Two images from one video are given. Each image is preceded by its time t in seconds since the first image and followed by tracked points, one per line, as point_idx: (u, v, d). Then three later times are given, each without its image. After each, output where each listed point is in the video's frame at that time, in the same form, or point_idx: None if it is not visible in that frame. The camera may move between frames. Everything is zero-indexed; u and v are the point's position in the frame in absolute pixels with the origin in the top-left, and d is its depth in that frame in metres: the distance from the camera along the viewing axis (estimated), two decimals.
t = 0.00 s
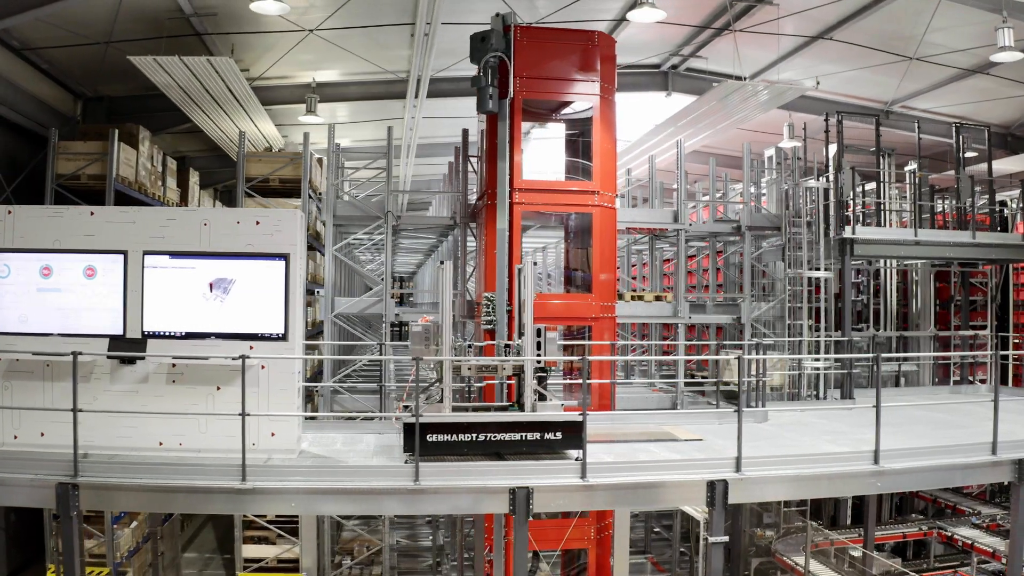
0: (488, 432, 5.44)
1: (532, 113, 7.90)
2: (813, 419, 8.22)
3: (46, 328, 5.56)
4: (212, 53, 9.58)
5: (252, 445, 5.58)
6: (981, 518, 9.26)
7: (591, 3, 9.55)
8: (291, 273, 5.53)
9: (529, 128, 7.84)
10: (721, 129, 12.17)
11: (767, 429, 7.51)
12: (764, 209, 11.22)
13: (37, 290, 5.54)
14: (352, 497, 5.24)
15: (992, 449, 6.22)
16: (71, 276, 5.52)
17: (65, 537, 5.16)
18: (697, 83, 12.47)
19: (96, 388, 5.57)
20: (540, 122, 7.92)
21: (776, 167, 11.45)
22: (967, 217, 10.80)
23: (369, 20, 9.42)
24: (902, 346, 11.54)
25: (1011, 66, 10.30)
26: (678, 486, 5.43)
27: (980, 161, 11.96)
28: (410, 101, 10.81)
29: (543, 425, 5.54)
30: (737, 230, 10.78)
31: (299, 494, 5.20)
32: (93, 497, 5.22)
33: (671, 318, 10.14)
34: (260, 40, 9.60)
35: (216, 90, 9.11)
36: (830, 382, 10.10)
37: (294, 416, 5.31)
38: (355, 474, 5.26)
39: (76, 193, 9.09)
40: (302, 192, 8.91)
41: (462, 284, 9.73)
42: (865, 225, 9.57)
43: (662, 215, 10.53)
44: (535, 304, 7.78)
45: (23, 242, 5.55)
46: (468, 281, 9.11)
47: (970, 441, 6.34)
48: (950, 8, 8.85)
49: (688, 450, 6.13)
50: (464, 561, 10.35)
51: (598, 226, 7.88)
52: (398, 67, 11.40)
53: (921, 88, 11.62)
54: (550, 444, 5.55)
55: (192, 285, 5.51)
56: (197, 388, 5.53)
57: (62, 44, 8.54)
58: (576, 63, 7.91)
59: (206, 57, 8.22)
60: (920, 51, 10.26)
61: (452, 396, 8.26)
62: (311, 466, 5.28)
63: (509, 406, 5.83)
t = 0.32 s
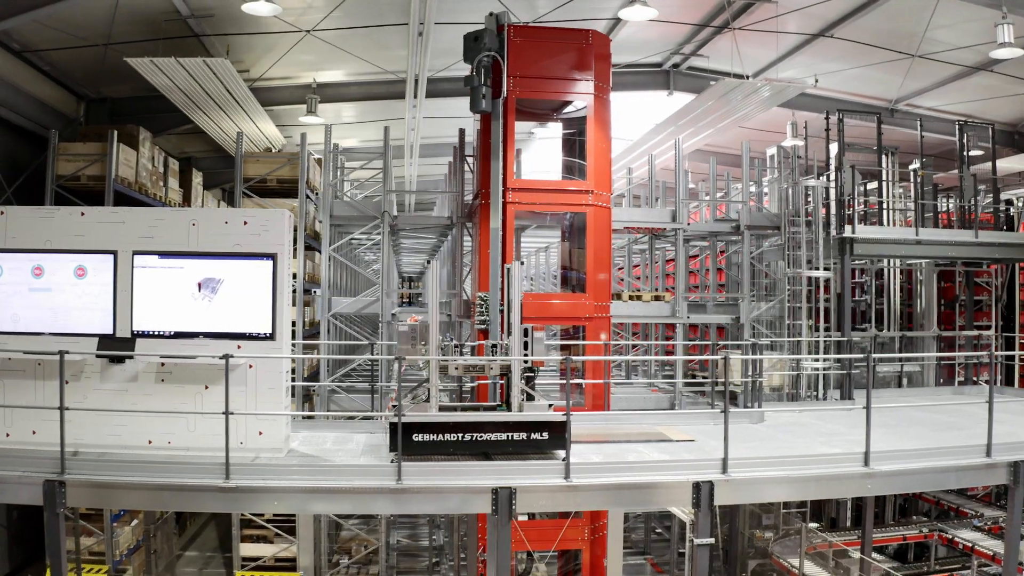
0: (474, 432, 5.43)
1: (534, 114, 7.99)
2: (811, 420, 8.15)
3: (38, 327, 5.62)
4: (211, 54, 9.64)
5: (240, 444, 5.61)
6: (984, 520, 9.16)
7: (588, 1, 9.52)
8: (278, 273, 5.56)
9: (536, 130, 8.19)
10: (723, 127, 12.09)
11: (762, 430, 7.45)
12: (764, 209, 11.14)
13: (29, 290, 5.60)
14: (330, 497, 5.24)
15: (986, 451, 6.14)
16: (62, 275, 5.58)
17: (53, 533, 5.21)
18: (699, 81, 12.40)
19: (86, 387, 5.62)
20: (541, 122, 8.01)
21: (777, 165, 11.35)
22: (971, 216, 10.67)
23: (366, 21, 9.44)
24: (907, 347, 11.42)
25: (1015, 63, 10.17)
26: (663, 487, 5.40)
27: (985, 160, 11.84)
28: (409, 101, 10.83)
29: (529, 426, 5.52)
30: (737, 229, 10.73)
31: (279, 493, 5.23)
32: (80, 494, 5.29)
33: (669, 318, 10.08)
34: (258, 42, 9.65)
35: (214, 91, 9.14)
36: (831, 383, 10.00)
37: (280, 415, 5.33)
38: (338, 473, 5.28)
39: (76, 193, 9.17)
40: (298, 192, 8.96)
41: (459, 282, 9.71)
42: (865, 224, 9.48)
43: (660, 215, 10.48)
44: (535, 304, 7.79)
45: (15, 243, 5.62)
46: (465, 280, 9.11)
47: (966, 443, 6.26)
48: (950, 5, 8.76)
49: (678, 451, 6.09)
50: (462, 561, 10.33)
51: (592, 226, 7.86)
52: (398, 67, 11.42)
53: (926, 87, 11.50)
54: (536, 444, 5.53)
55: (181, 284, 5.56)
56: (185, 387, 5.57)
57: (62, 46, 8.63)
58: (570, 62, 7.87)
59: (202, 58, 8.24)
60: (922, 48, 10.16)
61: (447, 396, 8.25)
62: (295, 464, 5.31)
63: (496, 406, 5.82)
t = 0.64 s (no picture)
0: (459, 431, 5.41)
1: (534, 114, 7.98)
2: (807, 421, 8.09)
3: (30, 327, 5.68)
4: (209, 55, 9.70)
5: (228, 443, 5.64)
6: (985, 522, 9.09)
7: None
8: (265, 273, 5.58)
9: (537, 130, 8.16)
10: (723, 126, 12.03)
11: (755, 431, 7.41)
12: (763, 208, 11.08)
13: (20, 289, 5.67)
14: (314, 496, 5.26)
15: (979, 453, 6.07)
16: (53, 275, 5.64)
17: (41, 530, 5.27)
18: (700, 80, 12.33)
19: (77, 386, 5.67)
20: (541, 122, 8.01)
21: (777, 163, 11.28)
22: (974, 215, 10.56)
23: (362, 21, 9.46)
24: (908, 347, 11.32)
25: (1018, 60, 10.06)
26: (647, 489, 5.38)
27: (988, 159, 11.73)
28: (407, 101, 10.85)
29: (515, 425, 5.48)
30: (735, 228, 10.61)
31: (262, 492, 5.25)
32: (67, 491, 5.34)
33: (666, 318, 10.03)
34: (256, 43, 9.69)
35: (211, 91, 9.18)
36: (830, 383, 9.93)
37: (266, 414, 5.35)
38: (321, 473, 5.29)
39: (75, 193, 9.27)
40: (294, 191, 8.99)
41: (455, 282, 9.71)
42: (863, 224, 9.40)
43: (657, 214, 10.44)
44: (533, 304, 7.78)
45: (7, 243, 5.69)
46: (460, 279, 9.13)
47: (959, 445, 6.20)
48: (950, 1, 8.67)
49: (666, 452, 6.07)
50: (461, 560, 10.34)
51: (586, 225, 7.84)
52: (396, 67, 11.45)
53: (928, 84, 11.39)
54: (522, 444, 5.51)
55: (169, 284, 5.60)
56: (173, 386, 5.61)
57: (61, 47, 8.70)
58: (564, 61, 7.86)
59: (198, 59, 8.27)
60: (923, 45, 10.06)
61: (441, 396, 8.27)
62: (279, 463, 5.34)
63: (482, 406, 5.82)
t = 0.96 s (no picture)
0: (445, 431, 5.37)
1: (534, 114, 8.03)
2: (801, 421, 8.05)
3: (22, 326, 5.74)
4: (206, 56, 9.75)
5: (216, 441, 5.68)
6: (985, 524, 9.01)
7: None
8: (252, 271, 5.61)
9: (537, 130, 8.39)
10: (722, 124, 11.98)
11: (747, 432, 7.38)
12: (762, 207, 11.03)
13: (12, 288, 5.73)
14: (295, 494, 5.27)
15: (970, 455, 6.02)
16: (44, 275, 5.70)
17: (29, 527, 5.32)
18: (700, 78, 12.26)
19: (67, 384, 5.73)
20: (541, 121, 8.07)
21: (774, 162, 11.25)
22: (975, 214, 10.47)
23: (358, 22, 9.46)
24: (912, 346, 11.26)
25: (1020, 57, 9.95)
26: (631, 489, 5.36)
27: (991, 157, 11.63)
28: (404, 100, 10.86)
29: (500, 425, 5.45)
30: (733, 228, 10.70)
31: (241, 488, 5.28)
32: (54, 488, 5.39)
33: (663, 318, 9.99)
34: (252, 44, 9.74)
35: (208, 92, 9.24)
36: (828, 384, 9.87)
37: (252, 412, 5.38)
38: (305, 471, 5.32)
39: (75, 194, 9.35)
40: (290, 191, 9.03)
41: (451, 281, 9.70)
42: (861, 223, 9.34)
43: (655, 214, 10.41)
44: (522, 303, 7.76)
45: None
46: (455, 278, 9.13)
47: (951, 446, 6.15)
48: None
49: (653, 452, 6.05)
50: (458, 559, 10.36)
51: (579, 226, 7.82)
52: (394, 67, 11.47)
53: (930, 82, 11.29)
54: (507, 444, 5.49)
55: (158, 284, 5.64)
56: (162, 385, 5.65)
57: (59, 49, 8.78)
58: (557, 60, 7.84)
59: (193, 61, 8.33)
60: (923, 43, 9.97)
61: (436, 395, 8.27)
62: (264, 462, 5.37)
63: (468, 406, 5.81)
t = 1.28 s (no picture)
0: (429, 430, 5.36)
1: (529, 113, 8.12)
2: (795, 421, 8.01)
3: (12, 324, 5.80)
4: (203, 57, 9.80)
5: (203, 440, 5.70)
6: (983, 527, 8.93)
7: None
8: (239, 271, 5.64)
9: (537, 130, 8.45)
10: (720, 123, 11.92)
11: (739, 432, 7.35)
12: (759, 205, 10.99)
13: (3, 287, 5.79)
14: (278, 492, 5.30)
15: (961, 457, 5.97)
16: (34, 274, 5.76)
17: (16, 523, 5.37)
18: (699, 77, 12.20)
19: (56, 383, 5.79)
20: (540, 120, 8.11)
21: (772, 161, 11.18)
22: (975, 213, 10.38)
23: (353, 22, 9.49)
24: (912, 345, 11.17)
25: (1021, 54, 9.85)
26: (614, 489, 5.35)
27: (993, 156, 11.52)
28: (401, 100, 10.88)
29: (484, 425, 5.43)
30: (728, 227, 10.71)
31: (225, 487, 5.31)
32: (41, 485, 5.44)
33: (658, 317, 9.95)
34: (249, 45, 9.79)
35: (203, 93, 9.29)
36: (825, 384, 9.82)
37: (237, 411, 5.40)
38: (287, 470, 5.34)
39: (73, 194, 9.44)
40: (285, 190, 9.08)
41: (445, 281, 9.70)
42: (858, 222, 9.28)
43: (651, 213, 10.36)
44: (512, 302, 7.77)
45: None
46: (449, 277, 9.10)
47: (941, 447, 6.10)
48: None
49: (639, 452, 6.03)
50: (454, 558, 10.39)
51: (570, 225, 7.82)
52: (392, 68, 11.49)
53: (931, 80, 11.20)
54: (490, 444, 5.48)
55: (146, 283, 5.67)
56: (149, 383, 5.69)
57: (57, 50, 8.85)
58: (549, 59, 7.82)
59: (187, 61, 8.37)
60: (922, 40, 9.89)
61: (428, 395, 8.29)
62: (248, 460, 5.40)
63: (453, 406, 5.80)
